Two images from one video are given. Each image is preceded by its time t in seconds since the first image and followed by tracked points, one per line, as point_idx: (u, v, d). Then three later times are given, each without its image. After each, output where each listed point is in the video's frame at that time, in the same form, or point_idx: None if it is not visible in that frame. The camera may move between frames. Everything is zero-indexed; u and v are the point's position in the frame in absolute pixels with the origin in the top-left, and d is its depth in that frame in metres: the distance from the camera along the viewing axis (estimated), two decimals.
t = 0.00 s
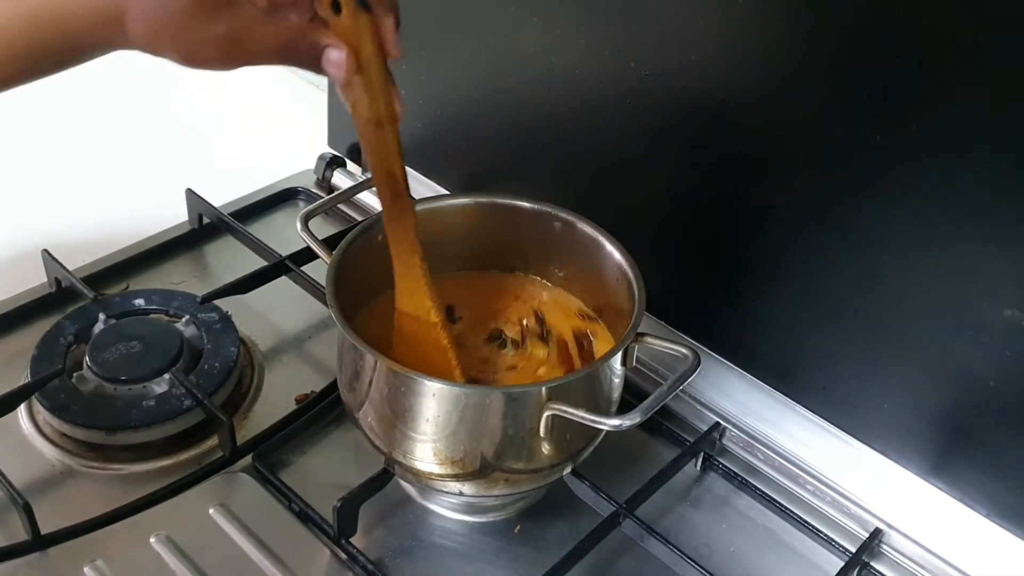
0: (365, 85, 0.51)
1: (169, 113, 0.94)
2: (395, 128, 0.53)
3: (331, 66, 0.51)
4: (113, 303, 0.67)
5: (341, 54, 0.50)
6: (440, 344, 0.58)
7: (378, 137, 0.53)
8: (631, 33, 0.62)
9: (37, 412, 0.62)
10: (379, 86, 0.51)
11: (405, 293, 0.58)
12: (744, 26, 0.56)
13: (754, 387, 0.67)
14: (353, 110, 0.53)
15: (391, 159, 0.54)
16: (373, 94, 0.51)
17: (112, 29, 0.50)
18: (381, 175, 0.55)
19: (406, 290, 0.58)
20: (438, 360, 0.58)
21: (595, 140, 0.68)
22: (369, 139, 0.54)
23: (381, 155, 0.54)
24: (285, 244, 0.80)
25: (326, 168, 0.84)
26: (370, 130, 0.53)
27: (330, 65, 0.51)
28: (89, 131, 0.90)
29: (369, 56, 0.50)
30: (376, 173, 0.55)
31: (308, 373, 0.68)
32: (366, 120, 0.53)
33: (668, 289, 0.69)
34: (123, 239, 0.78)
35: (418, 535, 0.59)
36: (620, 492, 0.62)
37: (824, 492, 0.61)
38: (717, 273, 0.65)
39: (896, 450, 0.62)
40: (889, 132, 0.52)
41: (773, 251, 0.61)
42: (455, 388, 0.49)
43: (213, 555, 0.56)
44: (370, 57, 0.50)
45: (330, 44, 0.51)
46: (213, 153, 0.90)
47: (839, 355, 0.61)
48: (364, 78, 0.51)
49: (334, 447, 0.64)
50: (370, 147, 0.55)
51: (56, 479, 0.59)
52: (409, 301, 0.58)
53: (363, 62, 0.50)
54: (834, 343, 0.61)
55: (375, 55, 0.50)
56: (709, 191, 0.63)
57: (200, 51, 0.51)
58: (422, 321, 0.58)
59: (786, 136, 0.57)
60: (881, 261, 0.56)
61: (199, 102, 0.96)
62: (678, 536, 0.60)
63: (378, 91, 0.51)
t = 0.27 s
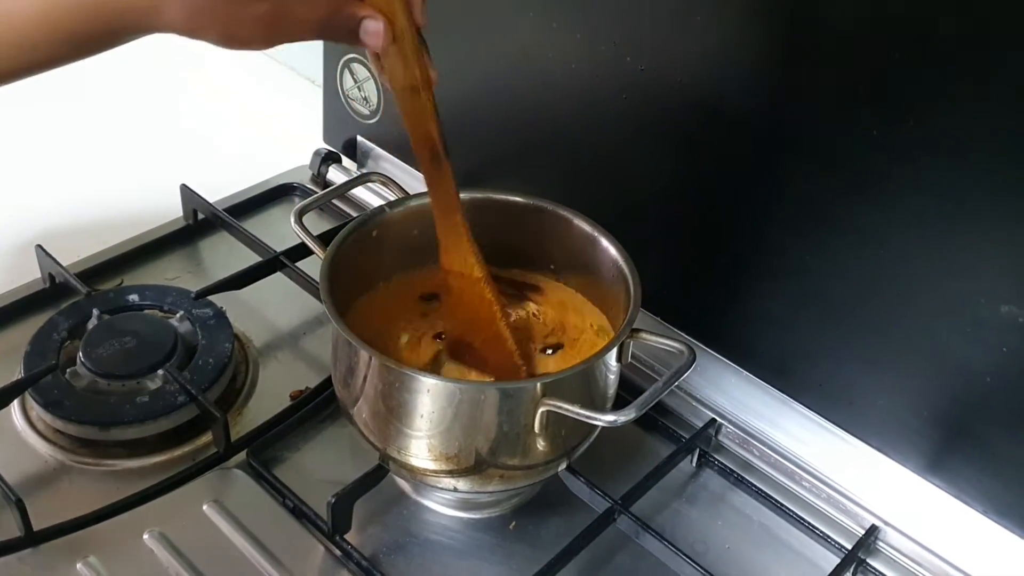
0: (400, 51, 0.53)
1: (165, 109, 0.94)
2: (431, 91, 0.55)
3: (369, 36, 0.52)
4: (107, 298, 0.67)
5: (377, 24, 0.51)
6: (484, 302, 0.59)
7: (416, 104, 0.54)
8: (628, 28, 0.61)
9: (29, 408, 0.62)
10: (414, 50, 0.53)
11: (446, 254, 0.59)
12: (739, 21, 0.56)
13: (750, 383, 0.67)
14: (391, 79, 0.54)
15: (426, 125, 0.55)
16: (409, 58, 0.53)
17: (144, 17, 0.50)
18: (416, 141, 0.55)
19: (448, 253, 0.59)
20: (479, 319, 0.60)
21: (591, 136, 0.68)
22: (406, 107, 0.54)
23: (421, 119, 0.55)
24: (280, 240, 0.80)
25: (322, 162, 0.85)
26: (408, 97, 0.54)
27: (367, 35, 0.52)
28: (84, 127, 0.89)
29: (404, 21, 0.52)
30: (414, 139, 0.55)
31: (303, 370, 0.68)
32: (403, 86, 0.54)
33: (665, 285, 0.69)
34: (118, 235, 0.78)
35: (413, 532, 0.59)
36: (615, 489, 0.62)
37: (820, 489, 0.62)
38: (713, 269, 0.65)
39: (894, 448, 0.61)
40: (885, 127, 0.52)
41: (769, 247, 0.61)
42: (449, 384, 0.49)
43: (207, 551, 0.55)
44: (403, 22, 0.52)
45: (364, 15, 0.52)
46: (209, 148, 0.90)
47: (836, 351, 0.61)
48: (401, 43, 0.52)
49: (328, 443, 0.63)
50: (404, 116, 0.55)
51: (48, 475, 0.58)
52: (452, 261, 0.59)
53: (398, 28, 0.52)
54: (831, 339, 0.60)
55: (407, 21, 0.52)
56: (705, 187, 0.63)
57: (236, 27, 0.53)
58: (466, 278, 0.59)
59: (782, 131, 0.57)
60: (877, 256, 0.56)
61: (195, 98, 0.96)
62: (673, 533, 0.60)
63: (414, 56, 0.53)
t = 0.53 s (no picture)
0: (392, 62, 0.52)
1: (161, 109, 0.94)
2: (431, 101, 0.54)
3: (356, 56, 0.61)
4: (102, 296, 0.67)
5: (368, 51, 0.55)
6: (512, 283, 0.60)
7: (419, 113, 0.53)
8: (622, 25, 0.61)
9: (25, 406, 0.62)
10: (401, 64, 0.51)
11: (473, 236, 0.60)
12: (733, 20, 0.56)
13: (745, 380, 0.66)
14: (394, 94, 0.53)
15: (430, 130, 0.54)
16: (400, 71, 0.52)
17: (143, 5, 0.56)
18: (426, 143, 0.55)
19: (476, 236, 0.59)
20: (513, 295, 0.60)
21: (586, 133, 0.68)
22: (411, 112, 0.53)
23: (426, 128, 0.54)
24: (276, 238, 0.80)
25: (318, 160, 0.85)
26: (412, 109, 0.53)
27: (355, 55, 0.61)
28: (81, 127, 0.90)
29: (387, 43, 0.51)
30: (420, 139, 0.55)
31: (299, 368, 0.68)
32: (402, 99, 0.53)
33: (660, 283, 0.69)
34: (114, 233, 0.78)
35: (408, 530, 0.59)
36: (611, 487, 0.62)
37: (815, 486, 0.62)
38: (707, 267, 0.65)
39: (889, 446, 0.61)
40: (881, 125, 0.52)
41: (764, 245, 0.61)
42: (443, 381, 0.49)
43: (202, 549, 0.55)
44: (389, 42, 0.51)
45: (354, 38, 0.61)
46: (204, 147, 0.90)
47: (831, 349, 0.61)
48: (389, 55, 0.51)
49: (324, 441, 0.63)
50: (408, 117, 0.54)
51: (44, 473, 0.58)
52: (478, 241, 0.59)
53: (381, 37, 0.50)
54: (826, 337, 0.60)
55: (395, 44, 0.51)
56: (700, 185, 0.63)
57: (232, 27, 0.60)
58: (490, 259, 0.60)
59: (777, 129, 0.57)
60: (872, 254, 0.56)
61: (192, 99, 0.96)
62: (668, 531, 0.60)
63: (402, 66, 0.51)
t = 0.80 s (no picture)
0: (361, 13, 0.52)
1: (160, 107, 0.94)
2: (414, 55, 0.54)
3: (320, 8, 0.57)
4: (101, 295, 0.67)
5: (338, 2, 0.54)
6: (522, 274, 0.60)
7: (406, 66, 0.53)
8: (620, 24, 0.61)
9: (24, 405, 0.62)
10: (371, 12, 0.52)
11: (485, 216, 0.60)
12: (732, 19, 0.56)
13: (743, 379, 0.67)
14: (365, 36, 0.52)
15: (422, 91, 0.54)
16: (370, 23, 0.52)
17: None
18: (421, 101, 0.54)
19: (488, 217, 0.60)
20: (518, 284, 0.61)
21: (584, 132, 0.68)
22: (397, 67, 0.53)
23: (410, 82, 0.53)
24: (274, 237, 0.80)
25: (317, 159, 0.85)
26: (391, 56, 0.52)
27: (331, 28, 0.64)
28: (80, 125, 0.89)
29: None
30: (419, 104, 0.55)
31: (297, 367, 0.68)
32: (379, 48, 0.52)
33: (659, 282, 0.69)
34: (112, 232, 0.78)
35: (407, 529, 0.59)
36: (610, 486, 0.62)
37: (813, 484, 0.62)
38: (706, 266, 0.65)
39: (887, 445, 0.61)
40: (879, 124, 0.52)
41: (763, 244, 0.61)
42: (443, 380, 0.49)
43: (201, 548, 0.55)
44: None
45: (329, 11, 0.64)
46: (203, 146, 0.89)
47: (829, 347, 0.61)
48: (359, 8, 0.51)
49: (323, 440, 0.63)
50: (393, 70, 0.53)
51: (43, 472, 0.58)
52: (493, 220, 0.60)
53: None
54: (824, 336, 0.61)
55: None
56: (698, 183, 0.63)
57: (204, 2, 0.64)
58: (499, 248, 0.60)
59: (775, 128, 0.57)
60: (870, 254, 0.56)
61: (191, 98, 0.96)
62: (667, 529, 0.60)
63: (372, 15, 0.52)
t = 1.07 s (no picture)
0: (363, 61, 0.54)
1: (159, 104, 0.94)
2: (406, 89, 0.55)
3: (331, 55, 0.65)
4: (101, 292, 0.67)
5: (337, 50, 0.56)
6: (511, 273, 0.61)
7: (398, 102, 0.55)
8: (621, 21, 0.61)
9: (23, 402, 0.62)
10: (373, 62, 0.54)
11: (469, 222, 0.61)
12: (732, 17, 0.56)
13: (743, 376, 0.67)
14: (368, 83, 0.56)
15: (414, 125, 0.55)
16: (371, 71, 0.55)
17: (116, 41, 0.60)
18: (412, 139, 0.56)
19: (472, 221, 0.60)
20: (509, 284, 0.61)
21: (584, 130, 0.68)
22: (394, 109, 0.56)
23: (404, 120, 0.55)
24: (274, 234, 0.80)
25: (316, 157, 0.85)
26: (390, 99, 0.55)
27: (327, 55, 0.65)
28: (79, 123, 0.89)
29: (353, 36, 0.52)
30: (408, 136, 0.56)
31: (297, 363, 0.68)
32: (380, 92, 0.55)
33: (659, 280, 0.69)
34: (111, 229, 0.78)
35: (407, 525, 0.59)
36: (609, 483, 0.62)
37: (812, 482, 0.62)
38: (706, 263, 0.65)
39: (886, 442, 0.61)
40: (879, 121, 0.52)
41: (761, 242, 0.61)
42: (443, 376, 0.49)
43: (201, 544, 0.55)
44: (359, 44, 0.53)
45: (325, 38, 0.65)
46: (203, 143, 0.89)
47: (828, 344, 0.61)
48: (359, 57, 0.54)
49: (323, 437, 0.63)
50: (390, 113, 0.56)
51: (43, 468, 0.58)
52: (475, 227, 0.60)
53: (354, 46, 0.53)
54: (823, 333, 0.61)
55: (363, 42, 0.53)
56: (698, 180, 0.63)
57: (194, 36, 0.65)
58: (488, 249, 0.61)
59: (775, 125, 0.57)
60: (869, 251, 0.56)
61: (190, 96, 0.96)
62: (667, 526, 0.60)
63: (374, 64, 0.54)
